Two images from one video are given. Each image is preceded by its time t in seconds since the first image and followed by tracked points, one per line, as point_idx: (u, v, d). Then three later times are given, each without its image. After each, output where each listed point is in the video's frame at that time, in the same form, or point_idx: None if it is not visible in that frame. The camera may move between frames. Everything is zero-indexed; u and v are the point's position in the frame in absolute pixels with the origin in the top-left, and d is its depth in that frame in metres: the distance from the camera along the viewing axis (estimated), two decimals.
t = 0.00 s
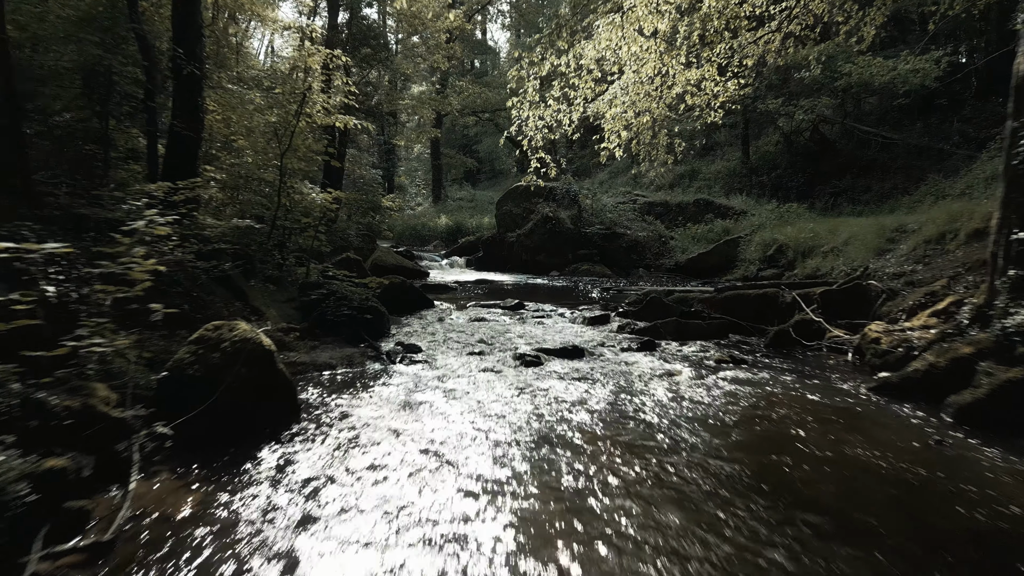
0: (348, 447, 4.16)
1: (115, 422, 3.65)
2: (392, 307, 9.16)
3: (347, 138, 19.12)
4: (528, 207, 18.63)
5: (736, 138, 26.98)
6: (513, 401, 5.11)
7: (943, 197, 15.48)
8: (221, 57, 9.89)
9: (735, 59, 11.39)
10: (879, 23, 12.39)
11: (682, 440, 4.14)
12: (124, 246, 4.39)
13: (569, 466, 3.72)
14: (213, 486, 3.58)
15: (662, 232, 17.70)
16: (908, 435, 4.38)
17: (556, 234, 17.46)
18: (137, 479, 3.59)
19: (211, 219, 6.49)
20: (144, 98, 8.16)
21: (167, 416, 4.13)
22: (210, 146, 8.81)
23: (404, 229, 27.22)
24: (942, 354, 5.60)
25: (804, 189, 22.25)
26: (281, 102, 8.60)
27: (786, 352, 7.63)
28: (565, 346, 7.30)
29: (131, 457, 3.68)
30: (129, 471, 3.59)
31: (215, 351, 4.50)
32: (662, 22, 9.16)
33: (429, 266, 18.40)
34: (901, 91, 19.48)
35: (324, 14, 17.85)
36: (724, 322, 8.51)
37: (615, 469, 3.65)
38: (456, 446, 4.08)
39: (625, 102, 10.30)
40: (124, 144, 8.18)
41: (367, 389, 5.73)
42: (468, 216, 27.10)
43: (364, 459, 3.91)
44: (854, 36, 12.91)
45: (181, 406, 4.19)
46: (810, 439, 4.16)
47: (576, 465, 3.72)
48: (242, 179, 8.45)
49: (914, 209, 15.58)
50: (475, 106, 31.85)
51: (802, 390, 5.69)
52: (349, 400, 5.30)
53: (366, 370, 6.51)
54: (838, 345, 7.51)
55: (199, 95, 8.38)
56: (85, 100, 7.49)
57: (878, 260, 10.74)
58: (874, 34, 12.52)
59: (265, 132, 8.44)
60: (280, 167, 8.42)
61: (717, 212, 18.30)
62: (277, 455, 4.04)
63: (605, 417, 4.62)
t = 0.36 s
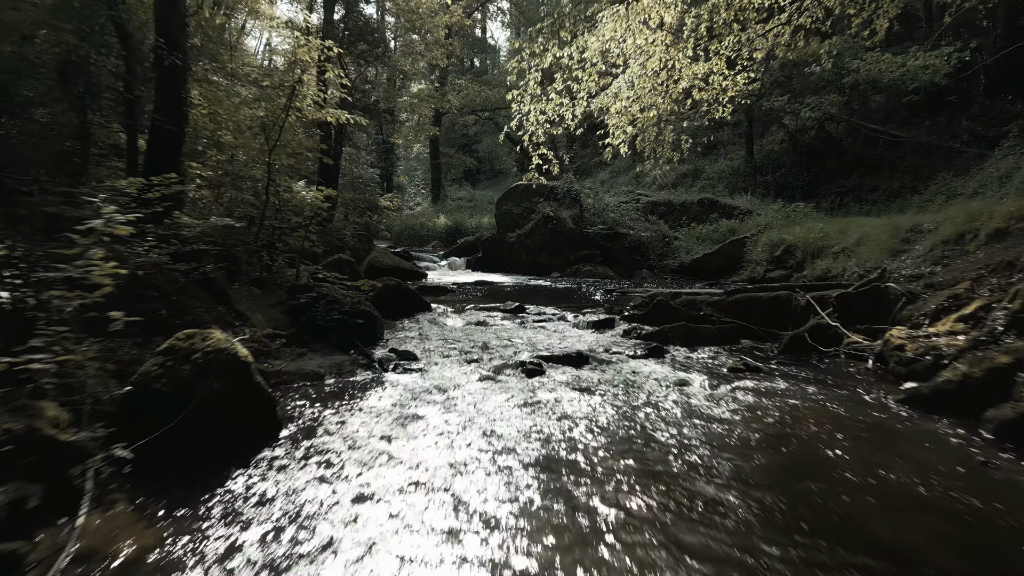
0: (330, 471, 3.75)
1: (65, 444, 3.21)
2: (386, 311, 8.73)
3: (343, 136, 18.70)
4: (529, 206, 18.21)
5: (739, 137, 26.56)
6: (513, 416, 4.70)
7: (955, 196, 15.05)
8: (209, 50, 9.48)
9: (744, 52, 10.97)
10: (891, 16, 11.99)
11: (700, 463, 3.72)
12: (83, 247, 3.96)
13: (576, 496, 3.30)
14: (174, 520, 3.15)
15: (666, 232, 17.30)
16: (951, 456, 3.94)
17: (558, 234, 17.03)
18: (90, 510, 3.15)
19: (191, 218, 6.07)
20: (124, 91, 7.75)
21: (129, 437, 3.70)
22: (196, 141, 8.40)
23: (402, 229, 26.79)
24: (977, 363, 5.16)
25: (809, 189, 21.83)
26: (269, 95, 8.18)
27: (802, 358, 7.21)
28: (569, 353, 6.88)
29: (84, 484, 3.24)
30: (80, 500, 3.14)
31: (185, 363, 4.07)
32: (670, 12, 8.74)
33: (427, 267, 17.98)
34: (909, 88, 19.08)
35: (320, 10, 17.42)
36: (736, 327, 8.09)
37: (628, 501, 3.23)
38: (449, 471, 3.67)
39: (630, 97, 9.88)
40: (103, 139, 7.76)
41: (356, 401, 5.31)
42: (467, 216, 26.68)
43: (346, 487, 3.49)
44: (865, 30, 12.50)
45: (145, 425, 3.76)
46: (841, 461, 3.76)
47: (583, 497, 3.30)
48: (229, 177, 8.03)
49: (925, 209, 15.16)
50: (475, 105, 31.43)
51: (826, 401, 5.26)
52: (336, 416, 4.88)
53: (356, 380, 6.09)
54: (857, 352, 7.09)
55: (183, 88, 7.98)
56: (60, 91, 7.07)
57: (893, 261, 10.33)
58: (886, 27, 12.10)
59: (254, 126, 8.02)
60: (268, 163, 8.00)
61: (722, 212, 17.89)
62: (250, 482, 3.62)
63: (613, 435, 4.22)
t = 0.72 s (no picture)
0: (306, 500, 3.32)
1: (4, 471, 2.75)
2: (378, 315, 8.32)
3: (340, 135, 18.28)
4: (529, 206, 17.80)
5: (743, 135, 26.14)
6: (513, 433, 4.28)
7: (968, 196, 14.62)
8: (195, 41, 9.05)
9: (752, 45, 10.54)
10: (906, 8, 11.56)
11: (721, 493, 3.29)
12: (33, 249, 3.52)
13: (581, 538, 2.87)
14: (124, 563, 2.72)
15: (670, 232, 16.88)
16: (1003, 481, 3.51)
17: (559, 234, 16.60)
18: (27, 551, 2.69)
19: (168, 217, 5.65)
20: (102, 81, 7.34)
21: (80, 461, 3.25)
22: (180, 136, 7.98)
23: (401, 229, 26.37)
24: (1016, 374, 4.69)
25: (815, 188, 21.43)
26: (256, 88, 7.76)
27: (819, 366, 6.79)
28: (573, 360, 6.45)
29: (24, 519, 2.78)
30: (18, 539, 2.69)
31: (150, 377, 3.61)
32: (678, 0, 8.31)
33: (425, 267, 17.56)
34: (919, 85, 18.65)
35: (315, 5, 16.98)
36: (748, 331, 7.67)
37: (642, 544, 2.80)
38: (436, 502, 3.24)
39: (635, 91, 9.48)
40: (82, 133, 7.34)
41: (343, 414, 4.88)
42: (467, 216, 26.26)
43: (319, 521, 3.07)
44: (878, 22, 12.06)
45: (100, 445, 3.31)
46: (881, 489, 3.34)
47: (591, 538, 2.87)
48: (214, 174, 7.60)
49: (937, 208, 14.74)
50: (474, 103, 31.01)
51: (854, 415, 4.82)
52: (319, 432, 4.46)
53: (344, 390, 5.66)
54: (879, 360, 6.67)
55: (166, 79, 7.56)
56: (31, 83, 6.64)
57: (909, 262, 9.91)
58: (900, 19, 11.66)
59: (240, 120, 7.61)
60: (255, 159, 7.58)
61: (727, 211, 17.48)
62: (214, 514, 3.20)
63: (624, 457, 3.80)
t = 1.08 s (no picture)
0: (274, 541, 2.91)
1: None
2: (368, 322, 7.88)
3: (336, 132, 17.89)
4: (530, 204, 17.38)
5: (747, 133, 25.72)
6: (512, 455, 3.88)
7: (980, 194, 14.20)
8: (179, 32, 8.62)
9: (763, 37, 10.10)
10: None
11: (755, 533, 2.86)
12: None
13: None
14: None
15: (674, 232, 16.46)
16: None
17: (560, 233, 16.11)
18: None
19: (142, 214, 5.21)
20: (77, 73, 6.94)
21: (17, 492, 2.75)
22: (161, 131, 7.57)
23: (400, 229, 25.98)
24: None
25: (820, 187, 21.02)
26: (241, 80, 7.33)
27: (838, 374, 6.37)
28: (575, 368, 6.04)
29: None
30: None
31: (101, 396, 3.17)
32: None
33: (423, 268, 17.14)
34: (928, 81, 18.21)
35: None
36: (761, 337, 7.26)
37: None
38: (426, 547, 2.80)
39: (642, 84, 9.07)
40: (57, 126, 6.91)
41: (327, 431, 4.47)
42: (467, 215, 25.85)
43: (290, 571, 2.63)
44: (891, 14, 11.62)
45: (41, 473, 2.82)
46: (930, 525, 2.92)
47: None
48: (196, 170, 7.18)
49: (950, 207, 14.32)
50: (474, 101, 30.59)
51: (887, 431, 4.38)
52: (296, 454, 4.02)
53: (331, 403, 5.24)
54: (903, 369, 6.24)
55: (145, 70, 7.16)
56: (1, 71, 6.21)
57: (926, 263, 9.49)
58: (915, 11, 11.22)
59: (223, 112, 7.16)
60: (239, 154, 7.14)
61: (732, 211, 17.07)
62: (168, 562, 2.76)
63: (635, 484, 3.40)
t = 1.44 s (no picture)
0: None
1: None
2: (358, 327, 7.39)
3: (330, 129, 17.42)
4: (530, 204, 16.90)
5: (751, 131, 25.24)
6: (513, 486, 3.41)
7: (996, 193, 13.73)
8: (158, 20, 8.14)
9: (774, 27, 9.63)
10: None
11: None
12: None
13: None
14: None
15: (679, 232, 15.98)
16: None
17: (561, 233, 15.60)
18: None
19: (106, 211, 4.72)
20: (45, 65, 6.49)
21: None
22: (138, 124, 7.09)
23: (397, 229, 25.50)
24: None
25: (827, 185, 20.55)
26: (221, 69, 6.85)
27: (863, 385, 5.90)
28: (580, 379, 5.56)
29: None
30: None
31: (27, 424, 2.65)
32: None
33: (419, 269, 16.65)
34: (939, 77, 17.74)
35: None
36: (777, 344, 6.78)
37: None
38: None
39: (650, 75, 8.58)
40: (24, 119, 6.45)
41: (303, 455, 3.98)
42: (466, 215, 25.38)
43: None
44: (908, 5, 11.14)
45: None
46: None
47: None
48: (173, 166, 6.70)
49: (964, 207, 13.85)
50: (473, 100, 30.13)
51: (934, 454, 3.89)
52: (262, 486, 3.52)
53: (311, 419, 4.76)
54: (934, 379, 5.76)
55: (119, 61, 6.69)
56: None
57: (947, 264, 9.03)
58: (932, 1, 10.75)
59: (203, 102, 6.68)
60: (220, 147, 6.66)
61: (738, 210, 16.62)
62: None
63: (655, 524, 2.93)
